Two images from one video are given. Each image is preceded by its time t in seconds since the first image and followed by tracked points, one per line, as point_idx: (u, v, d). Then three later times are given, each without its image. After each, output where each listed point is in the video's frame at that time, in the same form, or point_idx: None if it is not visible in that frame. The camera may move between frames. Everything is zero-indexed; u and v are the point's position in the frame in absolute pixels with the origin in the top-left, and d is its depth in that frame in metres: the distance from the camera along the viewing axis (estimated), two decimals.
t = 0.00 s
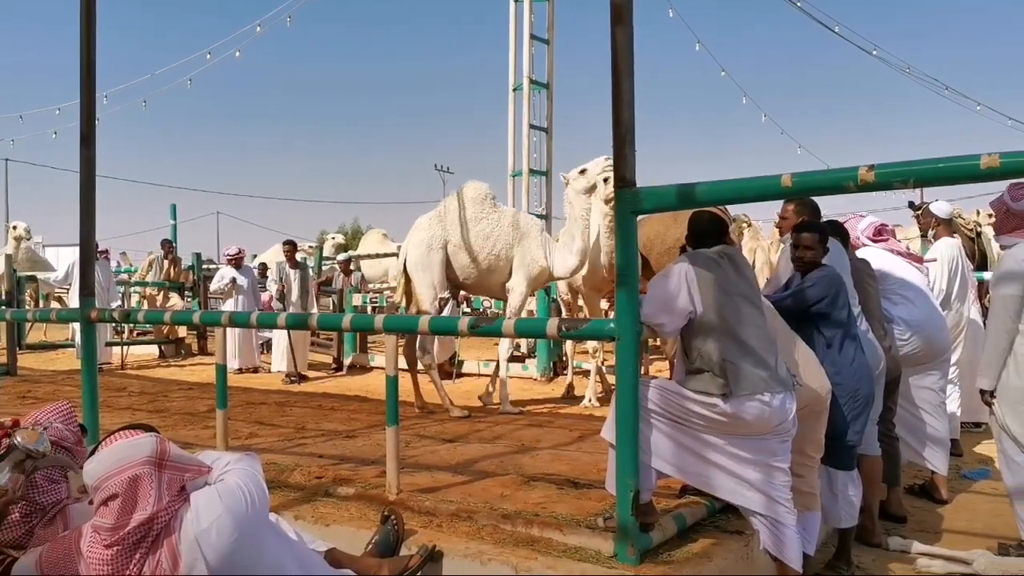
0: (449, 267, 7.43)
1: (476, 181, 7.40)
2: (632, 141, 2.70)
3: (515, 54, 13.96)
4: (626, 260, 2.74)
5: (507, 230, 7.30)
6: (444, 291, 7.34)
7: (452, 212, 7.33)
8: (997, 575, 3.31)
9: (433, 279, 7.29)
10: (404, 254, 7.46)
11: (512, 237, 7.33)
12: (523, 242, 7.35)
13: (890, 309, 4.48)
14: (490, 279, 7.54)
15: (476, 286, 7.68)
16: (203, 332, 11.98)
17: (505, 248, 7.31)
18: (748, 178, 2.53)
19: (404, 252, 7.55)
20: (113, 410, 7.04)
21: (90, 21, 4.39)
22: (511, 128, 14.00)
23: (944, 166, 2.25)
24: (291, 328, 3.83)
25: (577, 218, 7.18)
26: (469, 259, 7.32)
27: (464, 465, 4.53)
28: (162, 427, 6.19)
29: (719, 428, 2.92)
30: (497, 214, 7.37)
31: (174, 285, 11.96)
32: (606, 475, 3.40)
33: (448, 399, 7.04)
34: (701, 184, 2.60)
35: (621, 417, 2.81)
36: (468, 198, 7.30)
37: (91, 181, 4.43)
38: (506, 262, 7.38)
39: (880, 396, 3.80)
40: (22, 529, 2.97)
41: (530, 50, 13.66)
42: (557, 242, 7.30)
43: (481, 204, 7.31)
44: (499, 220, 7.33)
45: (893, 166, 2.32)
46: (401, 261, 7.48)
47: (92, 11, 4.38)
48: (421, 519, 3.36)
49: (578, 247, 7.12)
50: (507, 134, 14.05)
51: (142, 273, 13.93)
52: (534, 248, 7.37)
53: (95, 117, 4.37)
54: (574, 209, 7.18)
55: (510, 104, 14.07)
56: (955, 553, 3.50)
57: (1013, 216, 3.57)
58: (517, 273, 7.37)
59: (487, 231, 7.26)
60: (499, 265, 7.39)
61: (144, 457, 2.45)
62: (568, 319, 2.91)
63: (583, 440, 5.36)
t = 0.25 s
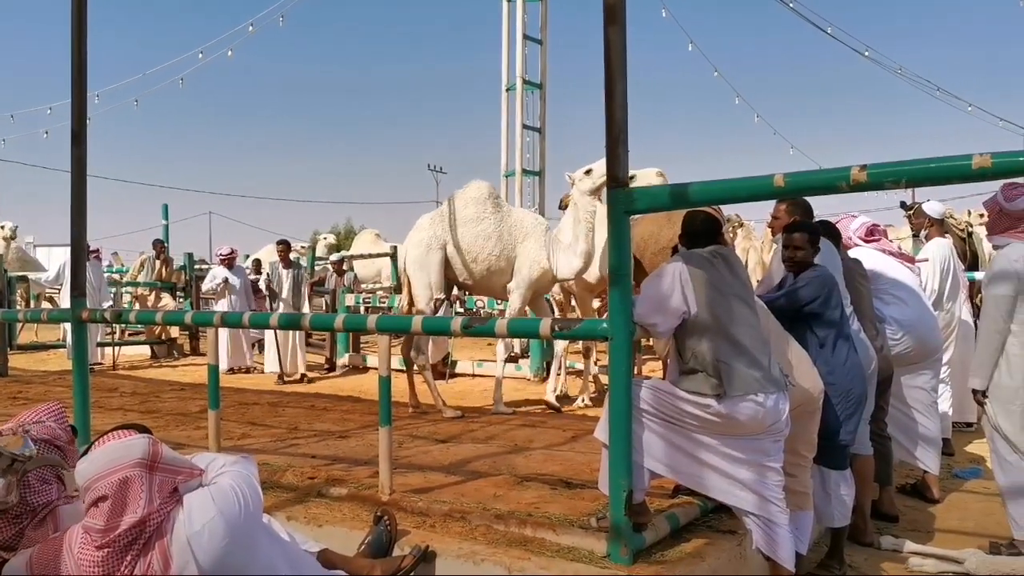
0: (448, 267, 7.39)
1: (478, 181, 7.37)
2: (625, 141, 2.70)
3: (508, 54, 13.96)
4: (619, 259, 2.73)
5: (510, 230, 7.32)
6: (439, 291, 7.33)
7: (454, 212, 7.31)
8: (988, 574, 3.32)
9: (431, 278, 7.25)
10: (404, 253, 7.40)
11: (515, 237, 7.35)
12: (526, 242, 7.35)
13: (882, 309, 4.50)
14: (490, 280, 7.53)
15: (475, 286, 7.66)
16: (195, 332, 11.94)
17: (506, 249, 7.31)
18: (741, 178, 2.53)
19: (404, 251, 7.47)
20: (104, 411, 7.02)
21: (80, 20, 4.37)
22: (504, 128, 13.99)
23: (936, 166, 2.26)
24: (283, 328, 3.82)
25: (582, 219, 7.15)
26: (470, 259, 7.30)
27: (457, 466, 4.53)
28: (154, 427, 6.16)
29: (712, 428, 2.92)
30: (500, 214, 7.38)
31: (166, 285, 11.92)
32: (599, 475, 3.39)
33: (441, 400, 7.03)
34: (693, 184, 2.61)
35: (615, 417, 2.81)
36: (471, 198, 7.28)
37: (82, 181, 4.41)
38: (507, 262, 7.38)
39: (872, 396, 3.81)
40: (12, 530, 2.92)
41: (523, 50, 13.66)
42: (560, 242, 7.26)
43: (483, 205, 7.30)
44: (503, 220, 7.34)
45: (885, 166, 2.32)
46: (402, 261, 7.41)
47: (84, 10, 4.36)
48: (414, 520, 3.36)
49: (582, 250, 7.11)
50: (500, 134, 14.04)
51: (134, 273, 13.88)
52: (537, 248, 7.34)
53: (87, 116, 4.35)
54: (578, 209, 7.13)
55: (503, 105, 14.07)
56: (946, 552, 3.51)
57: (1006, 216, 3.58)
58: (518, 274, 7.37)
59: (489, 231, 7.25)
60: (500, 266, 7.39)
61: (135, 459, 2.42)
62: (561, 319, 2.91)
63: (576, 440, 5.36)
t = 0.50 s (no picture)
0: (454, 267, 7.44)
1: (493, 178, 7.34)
2: (622, 141, 2.70)
3: (505, 54, 13.95)
4: (617, 259, 2.73)
5: (519, 228, 7.16)
6: (442, 291, 7.36)
7: (462, 211, 7.34)
8: (986, 573, 3.33)
9: (435, 278, 7.33)
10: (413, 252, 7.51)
11: (524, 235, 7.16)
12: (535, 240, 7.13)
13: (879, 308, 4.50)
14: (499, 279, 7.41)
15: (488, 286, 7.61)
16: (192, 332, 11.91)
17: (514, 247, 7.17)
18: (739, 177, 2.53)
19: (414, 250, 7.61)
20: (101, 411, 7.01)
21: (76, 19, 4.36)
22: (501, 127, 13.98)
23: (934, 165, 2.26)
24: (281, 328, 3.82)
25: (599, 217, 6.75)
26: (476, 259, 7.29)
27: (455, 465, 4.52)
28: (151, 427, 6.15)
29: (710, 427, 2.92)
30: (510, 213, 7.26)
31: (163, 285, 11.89)
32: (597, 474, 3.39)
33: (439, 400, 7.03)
34: (691, 184, 2.61)
35: (613, 416, 2.80)
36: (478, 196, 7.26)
37: (78, 180, 4.40)
38: (516, 261, 7.22)
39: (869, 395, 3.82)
40: (11, 530, 2.93)
41: (520, 49, 13.64)
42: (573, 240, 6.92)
43: (490, 202, 7.24)
44: (512, 218, 7.21)
45: (883, 165, 2.32)
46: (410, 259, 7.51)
47: (80, 10, 4.35)
48: (411, 519, 3.35)
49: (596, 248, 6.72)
50: (498, 133, 14.03)
51: (130, 273, 13.85)
52: (547, 246, 7.07)
53: (83, 116, 4.34)
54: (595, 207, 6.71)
55: (500, 104, 14.06)
56: (943, 550, 3.52)
57: (1004, 216, 3.57)
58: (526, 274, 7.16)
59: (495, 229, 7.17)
60: (508, 265, 7.26)
61: (124, 467, 2.38)
62: (559, 318, 2.90)
63: (573, 440, 5.36)
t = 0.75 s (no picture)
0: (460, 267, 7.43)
1: (498, 177, 7.29)
2: (624, 139, 2.70)
3: (505, 53, 13.94)
4: (617, 257, 2.73)
5: (529, 226, 7.16)
6: (447, 292, 7.38)
7: (468, 211, 7.32)
8: (987, 571, 3.33)
9: (442, 280, 7.33)
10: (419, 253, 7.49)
11: (534, 233, 7.16)
12: (546, 238, 7.12)
13: (880, 307, 4.49)
14: (508, 278, 7.40)
15: (497, 286, 7.62)
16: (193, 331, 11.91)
17: (524, 247, 7.16)
18: (741, 175, 2.53)
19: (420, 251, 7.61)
20: (102, 410, 7.01)
21: (77, 18, 4.36)
22: (501, 126, 13.98)
23: (936, 163, 2.26)
24: (283, 326, 3.82)
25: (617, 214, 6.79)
26: (483, 259, 7.29)
27: (456, 464, 4.53)
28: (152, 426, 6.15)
29: (711, 425, 2.92)
30: (518, 212, 7.24)
31: (164, 285, 11.90)
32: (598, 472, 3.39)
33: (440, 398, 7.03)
34: (692, 181, 2.61)
35: (613, 414, 2.80)
36: (484, 196, 7.22)
37: (80, 180, 4.41)
38: (526, 260, 7.21)
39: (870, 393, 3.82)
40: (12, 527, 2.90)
41: (520, 48, 13.63)
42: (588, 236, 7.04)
43: (497, 202, 7.21)
44: (520, 217, 7.21)
45: (885, 162, 2.31)
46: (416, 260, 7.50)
47: (80, 9, 4.35)
48: (413, 517, 3.35)
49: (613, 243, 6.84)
50: (498, 132, 14.02)
51: (130, 272, 13.86)
52: (559, 243, 7.09)
53: (84, 116, 4.34)
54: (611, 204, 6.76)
55: (500, 103, 14.06)
56: (944, 549, 3.52)
57: (1005, 213, 3.58)
58: (538, 271, 7.17)
59: (504, 229, 7.17)
60: (518, 264, 7.26)
61: (127, 463, 2.37)
62: (559, 316, 2.90)
63: (574, 439, 5.36)
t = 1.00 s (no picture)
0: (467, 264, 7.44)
1: (500, 173, 7.31)
2: (627, 137, 2.70)
3: (508, 51, 13.93)
4: (620, 254, 2.72)
5: (533, 220, 7.10)
6: (452, 289, 7.41)
7: (473, 208, 7.35)
8: (992, 568, 3.33)
9: (447, 276, 7.38)
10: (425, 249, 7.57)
11: (540, 227, 7.09)
12: (552, 231, 7.04)
13: (885, 304, 4.49)
14: (516, 273, 7.35)
15: (505, 281, 7.56)
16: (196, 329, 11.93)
17: (528, 241, 7.09)
18: (746, 172, 2.52)
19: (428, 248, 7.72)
20: (107, 407, 7.02)
21: (82, 16, 4.36)
22: (504, 124, 13.96)
23: (942, 159, 2.25)
24: (287, 324, 3.83)
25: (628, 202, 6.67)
26: (488, 255, 7.27)
27: (459, 461, 4.53)
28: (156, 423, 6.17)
29: (715, 423, 2.92)
30: (523, 206, 7.20)
31: (168, 282, 11.92)
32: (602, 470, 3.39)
33: (443, 396, 7.03)
34: (696, 178, 2.61)
35: (616, 413, 2.80)
36: (487, 191, 7.25)
37: (84, 177, 4.41)
38: (532, 255, 7.15)
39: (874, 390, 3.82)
40: (22, 522, 2.96)
41: (524, 46, 13.61)
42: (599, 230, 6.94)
43: (500, 197, 7.22)
44: (525, 211, 7.16)
45: (890, 158, 2.29)
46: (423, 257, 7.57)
47: (84, 7, 4.35)
48: (416, 515, 3.35)
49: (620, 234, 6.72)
50: (501, 130, 14.01)
51: (134, 270, 13.88)
52: (566, 235, 6.99)
53: (89, 113, 4.35)
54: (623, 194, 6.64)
55: (503, 101, 14.04)
56: (949, 546, 3.52)
57: (1009, 210, 3.57)
58: (546, 265, 7.04)
59: (507, 224, 7.13)
60: (523, 259, 7.19)
61: (140, 454, 2.38)
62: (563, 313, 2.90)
63: (577, 436, 5.36)
